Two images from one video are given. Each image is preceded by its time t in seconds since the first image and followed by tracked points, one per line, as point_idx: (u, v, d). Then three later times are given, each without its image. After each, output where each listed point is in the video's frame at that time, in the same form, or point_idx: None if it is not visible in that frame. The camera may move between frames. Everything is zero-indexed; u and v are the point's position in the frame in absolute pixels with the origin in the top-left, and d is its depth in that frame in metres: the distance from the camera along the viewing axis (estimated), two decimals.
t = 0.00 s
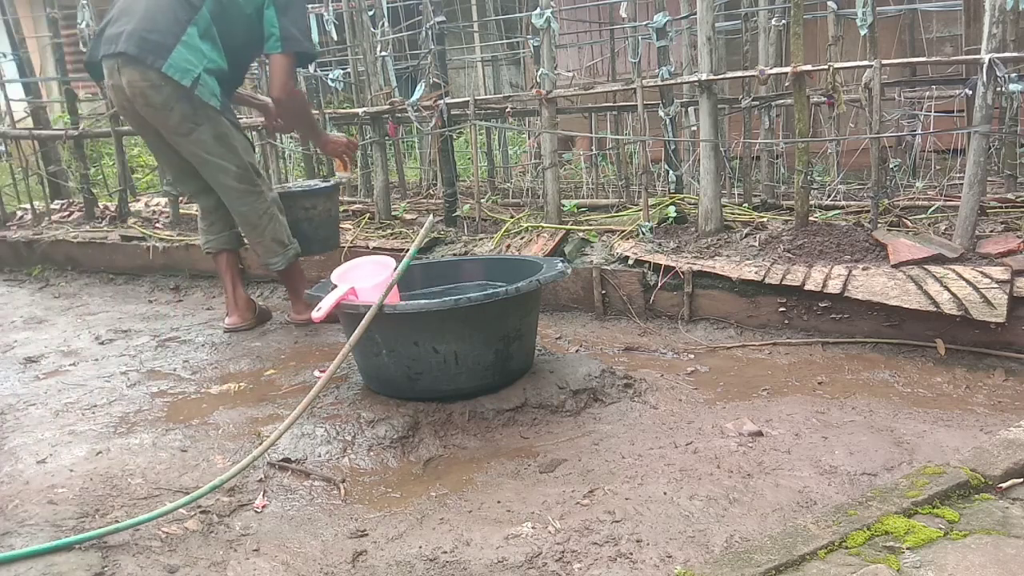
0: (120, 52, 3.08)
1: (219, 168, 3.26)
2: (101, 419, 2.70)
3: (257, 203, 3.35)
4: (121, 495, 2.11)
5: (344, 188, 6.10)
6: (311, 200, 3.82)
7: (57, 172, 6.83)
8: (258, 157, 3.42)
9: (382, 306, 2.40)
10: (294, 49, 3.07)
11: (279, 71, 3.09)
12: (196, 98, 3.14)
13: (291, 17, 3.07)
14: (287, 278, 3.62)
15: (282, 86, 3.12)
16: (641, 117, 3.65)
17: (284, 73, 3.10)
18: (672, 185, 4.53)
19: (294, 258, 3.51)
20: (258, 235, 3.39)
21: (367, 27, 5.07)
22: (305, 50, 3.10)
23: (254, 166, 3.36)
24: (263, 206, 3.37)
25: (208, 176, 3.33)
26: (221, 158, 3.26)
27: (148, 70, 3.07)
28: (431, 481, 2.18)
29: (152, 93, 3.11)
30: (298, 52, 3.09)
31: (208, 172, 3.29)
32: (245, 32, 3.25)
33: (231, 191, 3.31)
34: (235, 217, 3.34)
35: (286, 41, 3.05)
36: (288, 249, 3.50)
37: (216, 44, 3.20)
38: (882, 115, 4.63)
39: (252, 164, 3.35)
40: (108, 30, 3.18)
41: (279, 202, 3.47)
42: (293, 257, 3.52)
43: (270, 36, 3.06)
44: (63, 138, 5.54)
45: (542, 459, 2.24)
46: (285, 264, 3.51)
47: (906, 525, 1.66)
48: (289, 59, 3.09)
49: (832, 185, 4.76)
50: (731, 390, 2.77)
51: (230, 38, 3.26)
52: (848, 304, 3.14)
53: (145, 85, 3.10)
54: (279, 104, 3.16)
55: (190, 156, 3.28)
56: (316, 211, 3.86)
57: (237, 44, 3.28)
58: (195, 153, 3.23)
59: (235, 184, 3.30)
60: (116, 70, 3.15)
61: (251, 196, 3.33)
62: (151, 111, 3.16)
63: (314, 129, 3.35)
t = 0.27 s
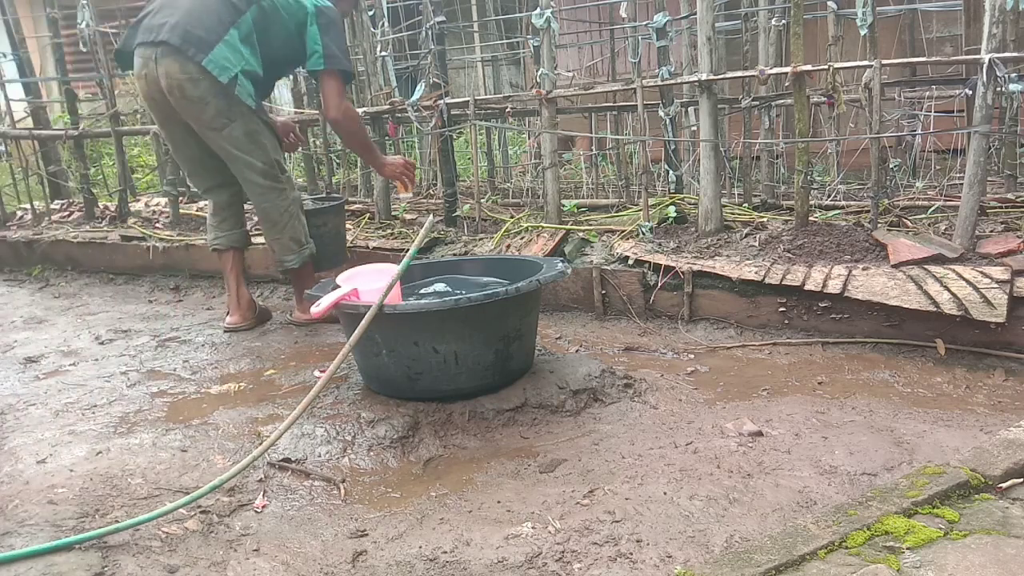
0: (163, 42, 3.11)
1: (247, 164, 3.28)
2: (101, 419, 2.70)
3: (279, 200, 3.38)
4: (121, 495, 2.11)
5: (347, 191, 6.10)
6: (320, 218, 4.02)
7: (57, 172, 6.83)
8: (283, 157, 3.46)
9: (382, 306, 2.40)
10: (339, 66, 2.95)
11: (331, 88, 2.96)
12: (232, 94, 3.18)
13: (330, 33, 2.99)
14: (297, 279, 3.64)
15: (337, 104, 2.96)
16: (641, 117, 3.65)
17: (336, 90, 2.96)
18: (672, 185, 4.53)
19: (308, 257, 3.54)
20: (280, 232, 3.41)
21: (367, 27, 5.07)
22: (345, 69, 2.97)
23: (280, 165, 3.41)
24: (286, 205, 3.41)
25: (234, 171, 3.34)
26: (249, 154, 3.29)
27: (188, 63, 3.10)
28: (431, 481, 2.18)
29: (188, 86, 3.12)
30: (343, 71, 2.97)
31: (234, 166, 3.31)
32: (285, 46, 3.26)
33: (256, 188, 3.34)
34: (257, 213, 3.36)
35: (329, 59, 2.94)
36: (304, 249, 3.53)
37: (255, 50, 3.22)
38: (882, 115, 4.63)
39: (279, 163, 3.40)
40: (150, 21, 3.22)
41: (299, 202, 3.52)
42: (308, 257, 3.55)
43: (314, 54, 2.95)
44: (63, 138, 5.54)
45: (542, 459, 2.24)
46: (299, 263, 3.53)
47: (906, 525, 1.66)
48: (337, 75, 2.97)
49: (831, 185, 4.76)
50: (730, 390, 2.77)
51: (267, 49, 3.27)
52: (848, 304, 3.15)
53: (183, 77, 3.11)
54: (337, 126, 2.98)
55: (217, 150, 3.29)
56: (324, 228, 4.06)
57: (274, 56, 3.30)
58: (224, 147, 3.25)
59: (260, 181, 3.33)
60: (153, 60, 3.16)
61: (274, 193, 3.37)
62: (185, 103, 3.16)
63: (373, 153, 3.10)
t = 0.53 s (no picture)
0: (191, 31, 3.18)
1: (260, 158, 3.30)
2: (102, 419, 2.70)
3: (290, 196, 3.40)
4: (121, 495, 2.11)
5: (347, 191, 6.10)
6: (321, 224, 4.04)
7: (57, 172, 6.82)
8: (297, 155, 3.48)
9: (382, 306, 2.40)
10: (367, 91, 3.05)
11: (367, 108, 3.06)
12: (250, 90, 3.21)
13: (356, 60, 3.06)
14: (300, 278, 3.65)
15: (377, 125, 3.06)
16: (641, 117, 3.65)
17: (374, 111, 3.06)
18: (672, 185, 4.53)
19: (315, 255, 3.53)
20: (289, 227, 3.42)
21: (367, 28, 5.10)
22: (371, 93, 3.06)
23: (294, 161, 3.43)
24: (296, 201, 3.42)
25: (246, 164, 3.36)
26: (263, 148, 3.31)
27: (211, 54, 3.15)
28: (431, 481, 2.18)
29: (208, 77, 3.16)
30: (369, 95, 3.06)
31: (247, 160, 3.33)
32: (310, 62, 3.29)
33: (267, 182, 3.35)
34: (267, 207, 3.37)
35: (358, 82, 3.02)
36: (312, 246, 3.52)
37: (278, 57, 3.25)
38: (882, 115, 4.63)
39: (292, 160, 3.41)
40: (181, 12, 3.30)
41: (310, 200, 3.53)
42: (314, 254, 3.54)
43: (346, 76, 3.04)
44: (64, 138, 5.53)
45: (543, 459, 2.24)
46: (305, 260, 3.52)
47: (906, 525, 1.66)
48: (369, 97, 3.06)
49: (832, 185, 4.76)
50: (730, 390, 2.77)
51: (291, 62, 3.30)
52: (848, 303, 3.14)
53: (204, 68, 3.15)
54: (380, 147, 3.07)
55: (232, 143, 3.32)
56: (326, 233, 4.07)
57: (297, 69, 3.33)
58: (238, 139, 3.28)
59: (272, 176, 3.34)
60: (177, 49, 3.21)
61: (285, 188, 3.38)
62: (204, 94, 3.20)
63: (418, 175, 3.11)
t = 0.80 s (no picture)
0: (207, 27, 3.20)
1: (268, 154, 3.30)
2: (101, 419, 2.70)
3: (297, 194, 3.40)
4: (121, 495, 2.11)
5: (347, 191, 6.10)
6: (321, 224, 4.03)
7: (57, 172, 6.82)
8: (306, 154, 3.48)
9: (382, 306, 2.40)
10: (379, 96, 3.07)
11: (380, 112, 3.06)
12: (262, 89, 3.22)
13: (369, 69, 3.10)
14: (302, 277, 3.64)
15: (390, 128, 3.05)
16: (641, 117, 3.65)
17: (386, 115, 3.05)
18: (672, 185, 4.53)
19: (319, 253, 3.52)
20: (296, 225, 3.42)
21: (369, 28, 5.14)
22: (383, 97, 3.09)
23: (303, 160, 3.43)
24: (304, 199, 3.42)
25: (254, 161, 3.36)
26: (272, 145, 3.31)
27: (225, 51, 3.16)
28: (431, 481, 2.18)
29: (221, 73, 3.17)
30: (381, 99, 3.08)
31: (256, 156, 3.32)
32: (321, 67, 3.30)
33: (275, 179, 3.35)
34: (274, 204, 3.37)
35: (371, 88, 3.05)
36: (318, 244, 3.51)
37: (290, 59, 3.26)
38: (882, 115, 4.63)
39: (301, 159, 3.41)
40: (197, 9, 3.32)
41: (317, 199, 3.53)
42: (319, 253, 3.53)
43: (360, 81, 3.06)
44: (64, 138, 5.53)
45: (542, 459, 2.24)
46: (310, 258, 3.50)
47: (906, 525, 1.66)
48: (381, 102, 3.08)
49: (832, 185, 4.76)
50: (731, 390, 2.77)
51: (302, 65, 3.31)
52: (848, 303, 3.14)
53: (217, 65, 3.16)
54: (395, 149, 3.06)
55: (241, 139, 3.31)
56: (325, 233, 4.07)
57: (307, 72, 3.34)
58: (248, 135, 3.27)
59: (280, 173, 3.34)
60: (191, 45, 3.23)
61: (293, 186, 3.38)
62: (215, 90, 3.20)
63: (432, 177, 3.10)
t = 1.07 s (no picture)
0: (216, 25, 3.19)
1: (275, 153, 3.29)
2: (102, 419, 2.70)
3: (302, 193, 3.39)
4: (121, 495, 2.11)
5: (347, 191, 6.10)
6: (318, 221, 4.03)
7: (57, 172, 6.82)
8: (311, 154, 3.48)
9: (382, 306, 2.40)
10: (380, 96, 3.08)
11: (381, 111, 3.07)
12: (271, 87, 3.22)
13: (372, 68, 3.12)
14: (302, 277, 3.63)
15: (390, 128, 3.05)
16: (641, 117, 3.65)
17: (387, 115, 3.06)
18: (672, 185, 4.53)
19: (323, 253, 3.52)
20: (301, 224, 3.41)
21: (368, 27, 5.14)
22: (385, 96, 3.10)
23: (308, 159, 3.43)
24: (309, 198, 3.42)
25: (260, 160, 3.35)
26: (279, 144, 3.30)
27: (234, 49, 3.15)
28: (431, 481, 2.18)
29: (230, 71, 3.16)
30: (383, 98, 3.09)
31: (261, 154, 3.32)
32: (325, 66, 3.32)
33: (280, 178, 3.35)
34: (278, 203, 3.36)
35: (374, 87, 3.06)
36: (321, 243, 3.51)
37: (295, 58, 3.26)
38: (882, 115, 4.63)
39: (307, 158, 3.41)
40: (204, 6, 3.32)
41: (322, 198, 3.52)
42: (322, 252, 3.52)
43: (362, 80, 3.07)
44: (64, 138, 5.53)
45: (542, 459, 2.24)
46: (314, 257, 3.50)
47: (906, 525, 1.66)
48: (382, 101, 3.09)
49: (832, 185, 4.76)
50: (730, 390, 2.77)
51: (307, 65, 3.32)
52: (848, 303, 3.14)
53: (225, 62, 3.16)
54: (396, 148, 3.07)
55: (247, 137, 3.31)
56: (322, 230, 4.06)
57: (313, 71, 3.35)
58: (255, 134, 3.27)
59: (286, 172, 3.34)
60: (200, 43, 3.22)
61: (298, 185, 3.38)
62: (223, 87, 3.20)
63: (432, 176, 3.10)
